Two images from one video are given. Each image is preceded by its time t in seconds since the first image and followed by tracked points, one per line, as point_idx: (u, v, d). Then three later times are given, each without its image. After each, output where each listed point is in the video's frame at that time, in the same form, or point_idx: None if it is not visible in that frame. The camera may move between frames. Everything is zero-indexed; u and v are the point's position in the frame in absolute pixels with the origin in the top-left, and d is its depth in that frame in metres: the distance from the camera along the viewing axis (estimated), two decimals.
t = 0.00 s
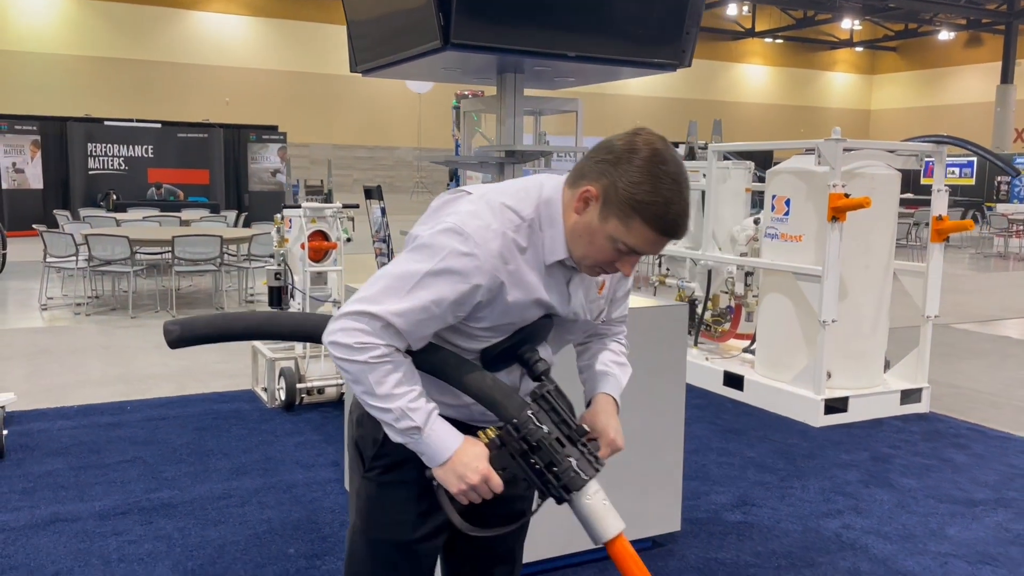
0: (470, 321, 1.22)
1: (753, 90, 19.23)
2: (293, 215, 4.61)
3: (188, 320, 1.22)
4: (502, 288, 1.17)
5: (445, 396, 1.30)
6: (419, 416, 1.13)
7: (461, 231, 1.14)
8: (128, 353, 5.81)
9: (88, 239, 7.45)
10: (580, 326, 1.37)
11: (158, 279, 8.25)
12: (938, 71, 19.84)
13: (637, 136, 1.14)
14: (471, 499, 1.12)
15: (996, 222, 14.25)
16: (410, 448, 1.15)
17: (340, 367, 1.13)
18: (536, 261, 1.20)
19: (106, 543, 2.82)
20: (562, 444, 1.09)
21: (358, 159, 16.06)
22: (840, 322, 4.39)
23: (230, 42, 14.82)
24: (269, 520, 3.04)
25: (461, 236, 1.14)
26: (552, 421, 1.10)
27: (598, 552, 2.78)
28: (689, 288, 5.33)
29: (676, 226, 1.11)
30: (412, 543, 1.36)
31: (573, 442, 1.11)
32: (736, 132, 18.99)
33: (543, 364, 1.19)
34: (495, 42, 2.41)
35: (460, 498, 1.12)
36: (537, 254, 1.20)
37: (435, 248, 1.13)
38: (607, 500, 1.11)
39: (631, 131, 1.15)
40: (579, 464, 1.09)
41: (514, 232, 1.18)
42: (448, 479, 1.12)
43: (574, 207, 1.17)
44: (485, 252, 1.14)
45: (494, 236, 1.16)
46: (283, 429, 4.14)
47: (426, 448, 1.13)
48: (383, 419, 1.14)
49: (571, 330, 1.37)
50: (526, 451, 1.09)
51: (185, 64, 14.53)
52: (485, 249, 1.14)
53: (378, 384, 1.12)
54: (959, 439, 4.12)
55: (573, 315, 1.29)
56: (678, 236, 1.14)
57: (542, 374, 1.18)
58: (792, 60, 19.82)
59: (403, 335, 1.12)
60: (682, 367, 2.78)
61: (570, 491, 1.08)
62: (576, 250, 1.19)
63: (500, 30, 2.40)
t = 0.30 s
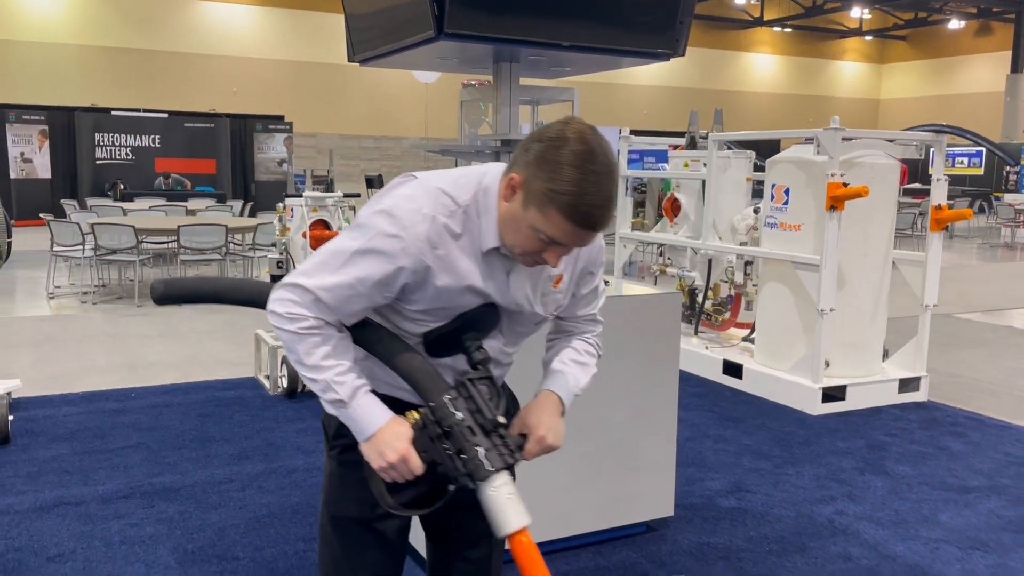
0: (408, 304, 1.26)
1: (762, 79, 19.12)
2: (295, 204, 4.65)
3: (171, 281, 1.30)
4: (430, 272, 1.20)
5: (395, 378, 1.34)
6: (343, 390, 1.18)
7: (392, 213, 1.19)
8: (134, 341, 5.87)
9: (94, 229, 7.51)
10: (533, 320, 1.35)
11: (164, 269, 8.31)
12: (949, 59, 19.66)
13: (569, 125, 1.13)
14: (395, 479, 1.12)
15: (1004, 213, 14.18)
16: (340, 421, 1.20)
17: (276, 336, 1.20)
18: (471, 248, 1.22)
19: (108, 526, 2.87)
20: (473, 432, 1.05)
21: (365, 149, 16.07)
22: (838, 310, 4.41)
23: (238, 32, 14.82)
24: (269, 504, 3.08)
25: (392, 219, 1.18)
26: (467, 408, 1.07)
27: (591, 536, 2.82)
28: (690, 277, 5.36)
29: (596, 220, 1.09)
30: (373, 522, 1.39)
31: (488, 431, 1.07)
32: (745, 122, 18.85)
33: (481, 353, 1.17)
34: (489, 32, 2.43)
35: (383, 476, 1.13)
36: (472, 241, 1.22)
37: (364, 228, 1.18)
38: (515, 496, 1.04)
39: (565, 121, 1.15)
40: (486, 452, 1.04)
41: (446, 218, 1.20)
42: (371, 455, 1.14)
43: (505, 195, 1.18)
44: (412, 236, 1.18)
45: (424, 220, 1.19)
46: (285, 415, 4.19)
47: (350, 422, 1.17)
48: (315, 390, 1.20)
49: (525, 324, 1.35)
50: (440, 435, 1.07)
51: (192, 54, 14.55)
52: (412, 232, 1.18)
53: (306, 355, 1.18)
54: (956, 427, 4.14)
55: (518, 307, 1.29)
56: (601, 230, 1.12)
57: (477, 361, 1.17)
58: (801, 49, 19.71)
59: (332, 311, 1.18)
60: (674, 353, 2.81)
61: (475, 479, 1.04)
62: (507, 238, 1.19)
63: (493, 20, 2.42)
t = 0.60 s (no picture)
0: (342, 275, 1.30)
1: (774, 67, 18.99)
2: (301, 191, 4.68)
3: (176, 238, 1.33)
4: (353, 241, 1.24)
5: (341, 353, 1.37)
6: (269, 349, 1.22)
7: (323, 180, 1.25)
8: (145, 326, 5.93)
9: (105, 216, 7.56)
10: (472, 306, 1.34)
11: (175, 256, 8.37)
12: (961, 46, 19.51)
13: (484, 100, 1.14)
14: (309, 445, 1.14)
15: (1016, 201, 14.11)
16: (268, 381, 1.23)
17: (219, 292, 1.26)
18: (399, 222, 1.26)
19: (119, 506, 2.92)
20: (365, 405, 1.06)
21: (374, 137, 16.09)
22: (843, 297, 4.42)
23: (247, 20, 14.80)
24: (276, 486, 3.13)
25: (322, 187, 1.24)
26: (367, 382, 1.08)
27: (592, 518, 2.86)
28: (694, 263, 5.49)
29: (506, 192, 1.09)
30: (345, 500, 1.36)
31: (383, 408, 1.06)
32: (755, 109, 18.73)
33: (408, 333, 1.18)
34: (491, 18, 2.45)
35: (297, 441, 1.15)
36: (401, 215, 1.26)
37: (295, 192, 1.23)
38: (394, 475, 1.02)
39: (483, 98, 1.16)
40: (371, 428, 1.03)
41: (373, 189, 1.25)
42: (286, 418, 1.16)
43: (428, 171, 1.20)
44: (336, 203, 1.23)
45: (350, 190, 1.24)
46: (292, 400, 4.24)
47: (275, 381, 1.21)
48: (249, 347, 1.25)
49: (463, 311, 1.35)
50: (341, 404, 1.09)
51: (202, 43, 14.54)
52: (337, 199, 1.23)
53: (239, 310, 1.23)
54: (959, 413, 4.16)
55: (449, 289, 1.30)
56: (511, 205, 1.11)
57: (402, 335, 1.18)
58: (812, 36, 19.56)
59: (263, 270, 1.22)
60: (678, 340, 2.83)
61: (359, 452, 1.04)
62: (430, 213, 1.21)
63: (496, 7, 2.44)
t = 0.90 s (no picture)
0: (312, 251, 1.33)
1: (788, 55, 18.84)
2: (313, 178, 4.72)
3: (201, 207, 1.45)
4: (317, 215, 1.27)
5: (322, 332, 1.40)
6: (238, 315, 1.28)
7: (295, 152, 1.29)
8: (160, 313, 5.99)
9: (119, 204, 7.60)
10: (433, 291, 1.33)
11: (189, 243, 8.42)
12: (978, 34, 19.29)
13: (445, 76, 1.15)
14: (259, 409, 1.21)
15: None
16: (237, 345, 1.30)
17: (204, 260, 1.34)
18: (363, 199, 1.28)
19: (135, 488, 2.97)
20: (305, 376, 1.13)
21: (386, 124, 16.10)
22: (853, 285, 4.42)
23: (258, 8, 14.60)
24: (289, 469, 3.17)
25: (293, 160, 1.28)
26: (312, 354, 1.15)
27: (601, 502, 2.89)
28: (705, 252, 5.49)
29: (453, 170, 1.10)
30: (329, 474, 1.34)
31: (322, 381, 1.13)
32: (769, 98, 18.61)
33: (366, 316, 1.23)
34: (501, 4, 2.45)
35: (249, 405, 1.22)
36: (366, 193, 1.28)
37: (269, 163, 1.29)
38: (321, 449, 1.08)
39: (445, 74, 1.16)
40: (307, 399, 1.11)
41: (341, 164, 1.27)
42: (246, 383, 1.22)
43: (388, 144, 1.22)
44: (302, 175, 1.26)
45: (318, 164, 1.27)
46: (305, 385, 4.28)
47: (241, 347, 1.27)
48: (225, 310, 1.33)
49: (426, 294, 1.33)
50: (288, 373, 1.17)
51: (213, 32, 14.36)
52: (304, 172, 1.26)
53: (217, 276, 1.31)
54: (969, 401, 4.16)
55: (409, 271, 1.30)
56: (460, 182, 1.13)
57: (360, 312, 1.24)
58: (828, 23, 19.38)
59: (235, 238, 1.29)
60: (688, 329, 2.85)
61: (293, 420, 1.11)
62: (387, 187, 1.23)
63: None
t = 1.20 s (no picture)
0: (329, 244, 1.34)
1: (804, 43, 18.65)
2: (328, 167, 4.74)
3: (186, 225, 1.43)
4: (333, 205, 1.27)
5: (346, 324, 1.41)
6: (266, 321, 1.29)
7: (301, 148, 1.29)
8: (176, 300, 6.04)
9: (136, 192, 7.65)
10: (455, 266, 1.34)
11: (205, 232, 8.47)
12: (998, 22, 19.00)
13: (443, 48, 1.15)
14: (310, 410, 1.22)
15: None
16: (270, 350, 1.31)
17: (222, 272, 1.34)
18: (375, 184, 1.28)
19: (155, 473, 3.01)
20: (355, 368, 1.15)
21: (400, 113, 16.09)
22: (869, 274, 4.41)
23: None
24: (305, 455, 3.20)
25: (300, 156, 1.28)
26: (356, 346, 1.17)
27: (615, 489, 2.90)
28: (719, 241, 5.48)
29: (460, 136, 1.11)
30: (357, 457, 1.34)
31: (372, 368, 1.15)
32: (784, 86, 18.45)
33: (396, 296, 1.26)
34: None
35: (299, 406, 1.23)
36: (377, 178, 1.28)
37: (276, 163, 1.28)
38: (386, 433, 1.09)
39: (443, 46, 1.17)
40: (361, 389, 1.12)
41: (348, 152, 1.27)
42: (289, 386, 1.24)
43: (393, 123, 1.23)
44: (312, 169, 1.26)
45: (326, 155, 1.27)
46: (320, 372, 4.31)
47: (274, 351, 1.29)
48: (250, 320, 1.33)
49: (446, 270, 1.35)
50: (334, 368, 1.18)
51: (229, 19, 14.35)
52: (313, 165, 1.26)
53: (238, 286, 1.31)
54: (985, 392, 4.15)
55: (429, 249, 1.31)
56: (469, 150, 1.13)
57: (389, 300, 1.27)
58: (845, 11, 19.15)
59: (251, 244, 1.30)
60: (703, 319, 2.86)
61: (352, 412, 1.12)
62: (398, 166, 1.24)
63: None
